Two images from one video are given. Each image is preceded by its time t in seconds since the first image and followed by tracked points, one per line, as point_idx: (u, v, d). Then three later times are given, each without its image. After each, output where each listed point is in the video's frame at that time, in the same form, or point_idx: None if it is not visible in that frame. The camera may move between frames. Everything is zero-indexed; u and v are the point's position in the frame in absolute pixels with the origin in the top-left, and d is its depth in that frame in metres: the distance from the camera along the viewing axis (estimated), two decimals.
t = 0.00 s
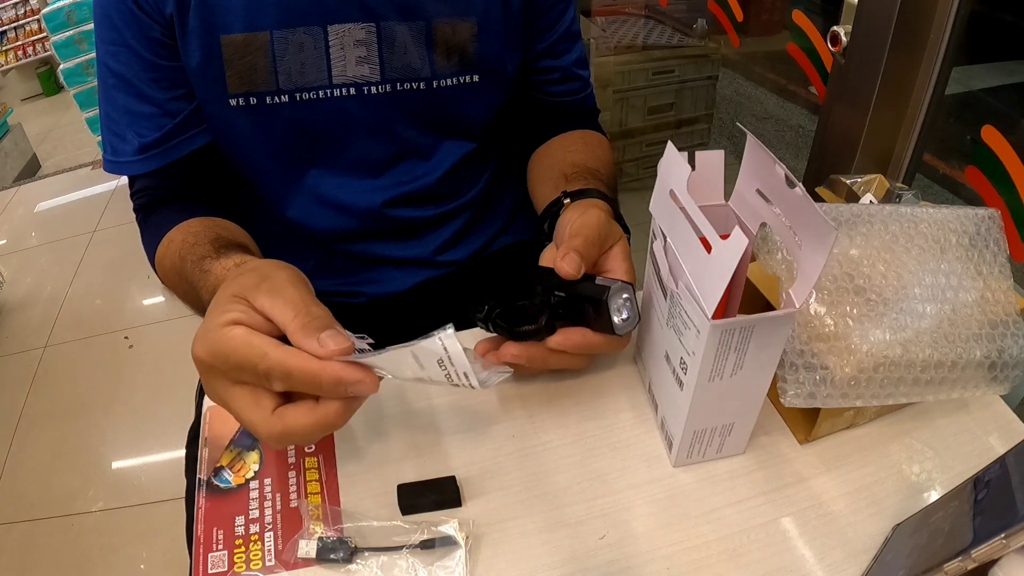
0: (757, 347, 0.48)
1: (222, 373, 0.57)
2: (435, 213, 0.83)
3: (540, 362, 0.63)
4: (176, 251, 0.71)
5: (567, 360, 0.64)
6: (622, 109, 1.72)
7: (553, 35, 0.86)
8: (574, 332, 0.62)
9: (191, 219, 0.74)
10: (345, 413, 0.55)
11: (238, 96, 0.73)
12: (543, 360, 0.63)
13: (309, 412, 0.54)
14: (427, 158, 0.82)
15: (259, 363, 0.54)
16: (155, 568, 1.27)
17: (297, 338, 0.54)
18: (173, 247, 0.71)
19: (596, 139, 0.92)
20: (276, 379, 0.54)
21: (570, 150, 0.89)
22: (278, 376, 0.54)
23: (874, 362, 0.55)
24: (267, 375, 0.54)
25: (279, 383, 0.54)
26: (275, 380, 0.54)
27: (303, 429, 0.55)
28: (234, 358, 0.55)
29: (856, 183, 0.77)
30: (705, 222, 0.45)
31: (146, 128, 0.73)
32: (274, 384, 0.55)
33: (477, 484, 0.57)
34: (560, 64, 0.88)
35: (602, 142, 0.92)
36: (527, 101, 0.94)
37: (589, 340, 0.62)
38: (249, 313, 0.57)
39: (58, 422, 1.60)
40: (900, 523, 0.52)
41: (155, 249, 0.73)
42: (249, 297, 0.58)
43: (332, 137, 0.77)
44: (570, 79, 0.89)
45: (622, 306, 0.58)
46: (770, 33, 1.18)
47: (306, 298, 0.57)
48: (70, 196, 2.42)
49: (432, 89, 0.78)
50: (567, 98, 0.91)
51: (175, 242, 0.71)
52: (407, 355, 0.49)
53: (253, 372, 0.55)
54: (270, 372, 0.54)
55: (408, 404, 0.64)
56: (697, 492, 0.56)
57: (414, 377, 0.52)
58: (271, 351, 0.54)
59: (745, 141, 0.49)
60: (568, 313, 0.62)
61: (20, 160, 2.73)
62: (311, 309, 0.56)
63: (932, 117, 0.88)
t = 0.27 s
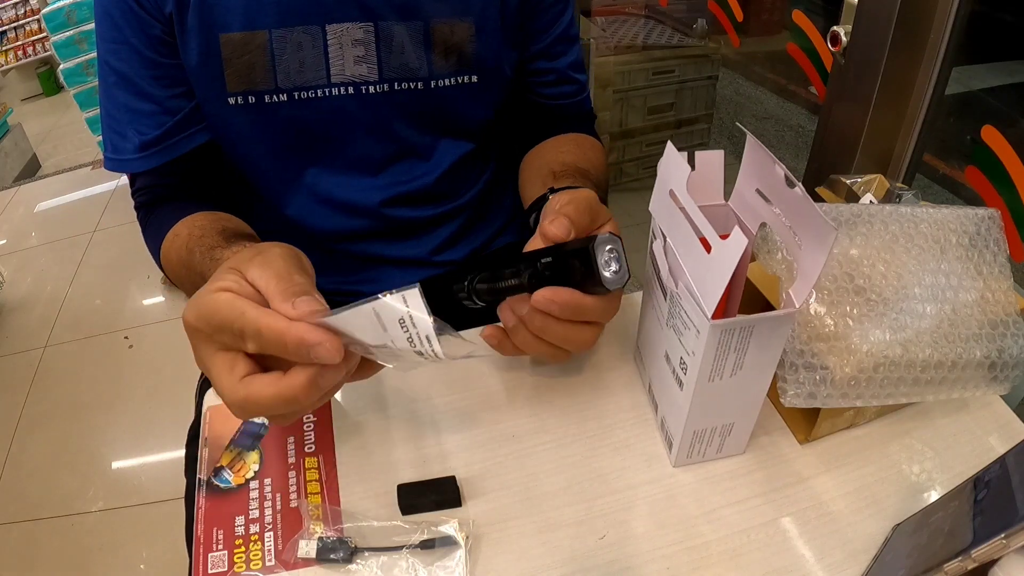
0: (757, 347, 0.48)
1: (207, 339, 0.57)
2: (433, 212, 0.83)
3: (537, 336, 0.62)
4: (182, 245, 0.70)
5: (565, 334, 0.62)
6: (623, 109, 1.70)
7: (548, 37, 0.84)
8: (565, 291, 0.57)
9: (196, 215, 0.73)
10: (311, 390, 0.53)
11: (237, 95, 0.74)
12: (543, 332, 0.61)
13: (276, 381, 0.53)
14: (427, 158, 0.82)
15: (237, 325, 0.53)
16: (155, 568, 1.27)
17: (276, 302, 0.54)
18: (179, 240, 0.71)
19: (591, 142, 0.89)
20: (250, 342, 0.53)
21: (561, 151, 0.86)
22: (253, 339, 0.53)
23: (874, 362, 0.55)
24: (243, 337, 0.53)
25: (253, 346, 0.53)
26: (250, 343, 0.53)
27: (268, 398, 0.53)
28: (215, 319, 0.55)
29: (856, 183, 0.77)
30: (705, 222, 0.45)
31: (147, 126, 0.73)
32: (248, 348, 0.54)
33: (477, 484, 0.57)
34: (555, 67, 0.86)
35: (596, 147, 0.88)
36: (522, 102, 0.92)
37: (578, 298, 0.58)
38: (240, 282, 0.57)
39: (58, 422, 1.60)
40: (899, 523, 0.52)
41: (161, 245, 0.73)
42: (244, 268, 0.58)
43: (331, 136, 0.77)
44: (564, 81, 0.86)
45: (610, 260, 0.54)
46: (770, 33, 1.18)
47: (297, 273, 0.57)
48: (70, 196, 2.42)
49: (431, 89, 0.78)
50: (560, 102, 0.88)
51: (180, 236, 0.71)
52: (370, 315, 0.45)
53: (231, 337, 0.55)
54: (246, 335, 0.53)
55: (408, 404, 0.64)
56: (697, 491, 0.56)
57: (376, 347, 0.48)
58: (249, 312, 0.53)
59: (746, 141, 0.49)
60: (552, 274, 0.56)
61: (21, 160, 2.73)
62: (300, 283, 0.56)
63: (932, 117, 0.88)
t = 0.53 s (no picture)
0: (757, 346, 0.48)
1: (221, 317, 0.58)
2: (433, 212, 0.83)
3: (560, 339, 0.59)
4: (193, 239, 0.70)
5: (589, 330, 0.60)
6: (622, 109, 1.68)
7: (543, 35, 0.82)
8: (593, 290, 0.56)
9: (208, 209, 0.74)
10: (321, 366, 0.53)
11: (238, 95, 0.74)
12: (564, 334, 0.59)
13: (284, 357, 0.54)
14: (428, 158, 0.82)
15: (249, 301, 0.54)
16: (154, 568, 1.27)
17: (287, 276, 0.54)
18: (190, 232, 0.71)
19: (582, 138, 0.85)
20: (263, 318, 0.54)
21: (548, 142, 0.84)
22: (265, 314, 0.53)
23: (874, 362, 0.55)
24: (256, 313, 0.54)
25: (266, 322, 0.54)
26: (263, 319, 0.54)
27: (277, 375, 0.54)
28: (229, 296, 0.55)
29: (856, 183, 0.77)
30: (705, 223, 0.45)
31: (150, 126, 0.72)
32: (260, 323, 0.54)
33: (477, 484, 0.57)
34: (551, 64, 0.84)
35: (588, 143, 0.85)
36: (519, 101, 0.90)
37: (608, 296, 0.56)
38: (255, 259, 0.58)
39: (58, 422, 1.60)
40: (899, 523, 0.52)
41: (169, 244, 0.72)
42: (258, 246, 0.59)
43: (332, 136, 0.77)
44: (560, 80, 0.84)
45: (599, 258, 0.57)
46: (770, 34, 1.17)
47: (310, 249, 0.58)
48: (70, 196, 2.42)
49: (432, 88, 0.78)
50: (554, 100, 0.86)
51: (191, 228, 0.71)
52: (375, 293, 0.46)
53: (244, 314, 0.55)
54: (258, 310, 0.54)
55: (408, 404, 0.64)
56: (697, 491, 0.56)
57: (379, 323, 0.49)
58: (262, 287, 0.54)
59: (747, 142, 0.49)
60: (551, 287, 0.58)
61: (20, 159, 2.73)
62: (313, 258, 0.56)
63: (932, 117, 0.88)
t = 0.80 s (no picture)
0: (757, 346, 0.48)
1: (231, 314, 0.58)
2: (432, 211, 0.83)
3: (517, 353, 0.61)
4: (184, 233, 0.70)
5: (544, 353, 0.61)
6: (622, 109, 1.68)
7: (537, 32, 0.82)
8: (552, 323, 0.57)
9: (199, 204, 0.73)
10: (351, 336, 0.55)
11: (237, 92, 0.74)
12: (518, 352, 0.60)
13: (312, 338, 0.55)
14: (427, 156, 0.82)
15: (259, 293, 0.54)
16: (154, 568, 1.27)
17: (292, 259, 0.54)
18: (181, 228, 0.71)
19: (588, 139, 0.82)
20: (279, 306, 0.54)
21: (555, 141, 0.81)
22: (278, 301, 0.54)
23: (874, 362, 0.55)
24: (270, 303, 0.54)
25: (282, 310, 0.55)
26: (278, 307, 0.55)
27: (306, 355, 0.55)
28: (236, 292, 0.56)
29: (856, 183, 0.77)
30: (705, 222, 0.45)
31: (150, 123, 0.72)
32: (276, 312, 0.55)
33: (477, 484, 0.57)
34: (549, 61, 0.83)
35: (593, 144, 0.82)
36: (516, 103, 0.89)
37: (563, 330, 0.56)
38: (249, 249, 0.58)
39: (58, 422, 1.60)
40: (899, 523, 0.52)
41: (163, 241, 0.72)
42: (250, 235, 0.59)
43: (331, 133, 0.77)
44: (557, 78, 0.83)
45: (577, 269, 0.57)
46: (770, 34, 1.17)
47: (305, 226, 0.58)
48: (70, 196, 2.42)
49: (431, 86, 0.78)
50: (552, 99, 0.85)
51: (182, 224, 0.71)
52: (406, 267, 0.45)
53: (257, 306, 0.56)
54: (271, 300, 0.54)
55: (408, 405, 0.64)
56: (697, 491, 0.56)
57: (412, 292, 0.48)
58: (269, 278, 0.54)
59: (746, 142, 0.48)
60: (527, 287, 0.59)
61: (21, 159, 2.73)
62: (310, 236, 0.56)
63: (932, 117, 0.88)
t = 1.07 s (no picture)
0: (757, 346, 0.48)
1: (262, 329, 0.55)
2: (431, 212, 0.84)
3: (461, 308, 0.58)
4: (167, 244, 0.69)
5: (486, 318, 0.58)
6: (622, 109, 1.70)
7: (538, 29, 0.82)
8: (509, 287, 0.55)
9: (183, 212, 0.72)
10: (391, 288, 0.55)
11: (237, 93, 0.74)
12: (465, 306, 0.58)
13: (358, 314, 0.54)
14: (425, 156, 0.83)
15: (291, 293, 0.52)
16: (154, 568, 1.27)
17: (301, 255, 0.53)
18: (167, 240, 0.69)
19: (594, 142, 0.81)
20: (316, 296, 0.52)
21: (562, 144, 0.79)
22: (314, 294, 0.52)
23: (874, 362, 0.55)
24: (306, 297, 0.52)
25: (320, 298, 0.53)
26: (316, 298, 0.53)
27: (363, 324, 0.54)
28: (264, 307, 0.53)
29: (856, 183, 0.77)
30: (705, 222, 0.45)
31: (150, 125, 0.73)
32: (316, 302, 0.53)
33: (477, 484, 0.57)
34: (549, 58, 0.82)
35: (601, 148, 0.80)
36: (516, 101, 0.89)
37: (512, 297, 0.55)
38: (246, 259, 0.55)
39: (58, 422, 1.60)
40: (899, 523, 0.52)
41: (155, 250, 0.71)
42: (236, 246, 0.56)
43: (331, 134, 0.77)
44: (559, 75, 0.83)
45: (547, 260, 0.58)
46: (770, 34, 1.17)
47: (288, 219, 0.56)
48: (70, 196, 2.42)
49: (431, 86, 0.78)
50: (552, 96, 0.83)
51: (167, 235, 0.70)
52: (422, 229, 0.48)
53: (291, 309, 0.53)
54: (307, 296, 0.52)
55: (408, 404, 0.64)
56: (697, 491, 0.56)
57: (417, 249, 0.52)
58: (294, 279, 0.52)
59: (746, 142, 0.49)
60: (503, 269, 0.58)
61: (21, 159, 2.73)
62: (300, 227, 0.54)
63: (931, 117, 0.88)
